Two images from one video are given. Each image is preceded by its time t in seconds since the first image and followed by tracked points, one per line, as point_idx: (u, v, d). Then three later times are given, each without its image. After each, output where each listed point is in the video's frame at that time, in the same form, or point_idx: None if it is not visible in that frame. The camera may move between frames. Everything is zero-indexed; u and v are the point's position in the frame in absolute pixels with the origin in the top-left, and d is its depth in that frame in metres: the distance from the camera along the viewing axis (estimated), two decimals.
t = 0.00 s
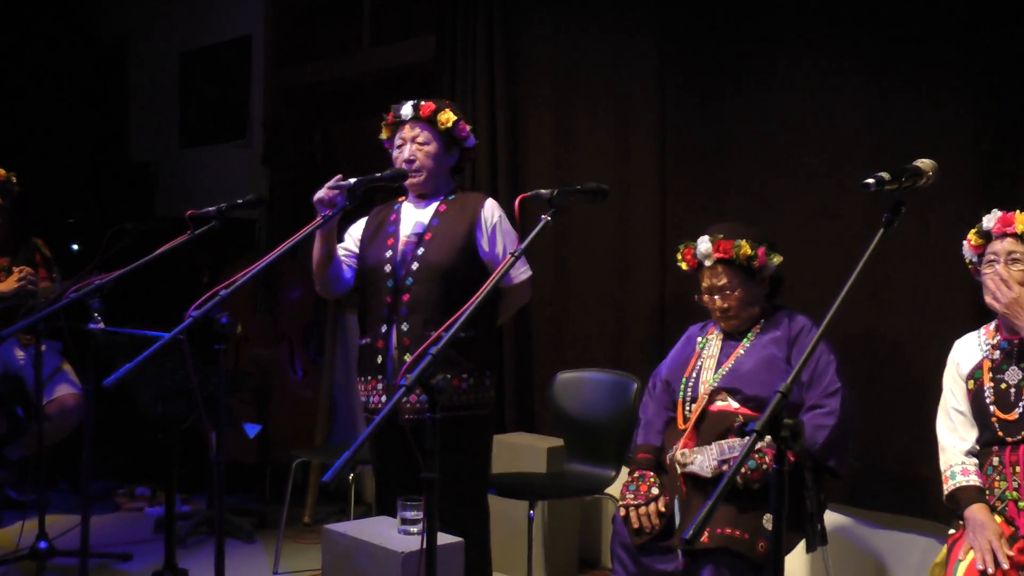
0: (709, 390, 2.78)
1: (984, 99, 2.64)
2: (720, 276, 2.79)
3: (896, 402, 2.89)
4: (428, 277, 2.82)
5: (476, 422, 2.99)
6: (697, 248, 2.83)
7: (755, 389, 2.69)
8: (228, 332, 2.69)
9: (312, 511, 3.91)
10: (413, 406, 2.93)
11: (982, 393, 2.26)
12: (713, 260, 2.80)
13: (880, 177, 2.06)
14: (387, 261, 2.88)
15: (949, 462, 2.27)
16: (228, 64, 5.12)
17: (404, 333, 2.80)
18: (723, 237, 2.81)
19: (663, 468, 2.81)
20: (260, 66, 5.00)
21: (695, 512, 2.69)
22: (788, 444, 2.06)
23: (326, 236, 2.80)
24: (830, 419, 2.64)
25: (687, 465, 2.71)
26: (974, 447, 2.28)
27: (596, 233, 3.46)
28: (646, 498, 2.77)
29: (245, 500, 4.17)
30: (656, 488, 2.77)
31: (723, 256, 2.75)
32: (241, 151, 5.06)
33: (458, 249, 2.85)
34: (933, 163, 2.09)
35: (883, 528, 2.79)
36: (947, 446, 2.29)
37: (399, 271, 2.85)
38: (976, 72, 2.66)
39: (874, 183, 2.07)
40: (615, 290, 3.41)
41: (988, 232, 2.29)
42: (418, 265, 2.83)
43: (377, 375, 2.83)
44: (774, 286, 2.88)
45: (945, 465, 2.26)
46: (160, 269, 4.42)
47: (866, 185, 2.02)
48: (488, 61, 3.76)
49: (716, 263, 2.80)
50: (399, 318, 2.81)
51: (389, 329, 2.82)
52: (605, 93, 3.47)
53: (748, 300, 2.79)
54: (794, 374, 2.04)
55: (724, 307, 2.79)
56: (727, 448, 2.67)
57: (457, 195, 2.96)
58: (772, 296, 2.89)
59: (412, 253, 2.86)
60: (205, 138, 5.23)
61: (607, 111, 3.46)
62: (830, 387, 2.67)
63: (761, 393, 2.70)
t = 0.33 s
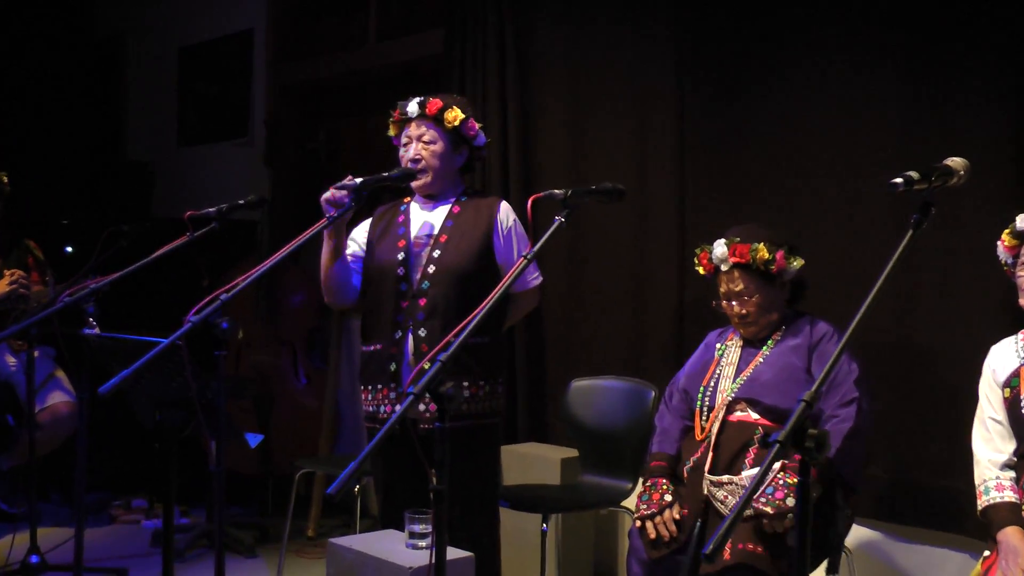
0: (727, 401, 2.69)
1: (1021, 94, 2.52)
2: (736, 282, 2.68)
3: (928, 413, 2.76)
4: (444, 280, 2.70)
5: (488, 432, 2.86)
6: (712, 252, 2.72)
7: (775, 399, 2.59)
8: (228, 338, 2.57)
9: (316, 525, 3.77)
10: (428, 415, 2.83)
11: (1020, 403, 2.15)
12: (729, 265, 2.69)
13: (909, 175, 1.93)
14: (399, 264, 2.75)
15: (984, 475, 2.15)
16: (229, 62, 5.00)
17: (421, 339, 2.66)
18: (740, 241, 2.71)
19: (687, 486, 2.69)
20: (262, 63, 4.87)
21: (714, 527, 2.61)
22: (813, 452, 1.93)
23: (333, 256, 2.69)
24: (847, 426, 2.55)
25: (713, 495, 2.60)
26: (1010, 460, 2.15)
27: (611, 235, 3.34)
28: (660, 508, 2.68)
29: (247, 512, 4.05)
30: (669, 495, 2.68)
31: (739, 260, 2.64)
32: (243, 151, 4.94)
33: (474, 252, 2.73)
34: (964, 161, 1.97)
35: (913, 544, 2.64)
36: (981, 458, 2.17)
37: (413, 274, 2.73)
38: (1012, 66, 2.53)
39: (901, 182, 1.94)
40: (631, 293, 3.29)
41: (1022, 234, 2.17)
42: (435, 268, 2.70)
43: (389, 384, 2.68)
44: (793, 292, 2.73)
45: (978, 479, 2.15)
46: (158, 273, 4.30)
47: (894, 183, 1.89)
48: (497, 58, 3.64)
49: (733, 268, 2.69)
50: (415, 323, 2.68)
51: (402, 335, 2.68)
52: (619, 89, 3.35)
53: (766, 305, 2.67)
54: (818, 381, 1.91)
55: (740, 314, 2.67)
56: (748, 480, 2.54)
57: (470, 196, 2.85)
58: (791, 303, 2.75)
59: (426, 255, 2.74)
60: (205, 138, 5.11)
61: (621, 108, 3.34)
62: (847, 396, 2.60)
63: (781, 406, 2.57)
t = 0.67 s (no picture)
0: (753, 411, 2.58)
1: None
2: (765, 282, 2.59)
3: (968, 427, 2.63)
4: (447, 286, 2.55)
5: (501, 445, 2.74)
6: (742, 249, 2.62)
7: (804, 411, 2.48)
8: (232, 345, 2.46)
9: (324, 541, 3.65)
10: (433, 427, 2.68)
11: None
12: (759, 264, 2.59)
13: (944, 176, 1.87)
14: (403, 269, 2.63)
15: None
16: (236, 60, 4.89)
17: (422, 349, 2.53)
18: (772, 240, 2.60)
19: (711, 505, 2.59)
20: (268, 62, 4.75)
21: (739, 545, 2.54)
22: (843, 469, 1.85)
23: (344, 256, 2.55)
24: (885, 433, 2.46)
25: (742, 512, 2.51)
26: None
27: (631, 240, 3.22)
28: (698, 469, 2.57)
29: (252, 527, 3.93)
30: (704, 456, 2.59)
31: (769, 259, 2.55)
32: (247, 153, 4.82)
33: (479, 257, 2.57)
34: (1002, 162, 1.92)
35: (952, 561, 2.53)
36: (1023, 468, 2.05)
37: (415, 281, 2.59)
38: None
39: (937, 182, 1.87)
40: (653, 300, 3.17)
41: None
42: (436, 275, 2.56)
43: (393, 395, 2.56)
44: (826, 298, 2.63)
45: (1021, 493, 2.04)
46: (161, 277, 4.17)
47: (928, 184, 1.84)
48: (513, 55, 3.52)
49: (763, 267, 2.60)
50: (416, 332, 2.55)
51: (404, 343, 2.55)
52: (641, 87, 3.23)
53: (797, 309, 2.57)
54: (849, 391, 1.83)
55: (767, 315, 2.58)
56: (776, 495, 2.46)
57: (478, 198, 2.68)
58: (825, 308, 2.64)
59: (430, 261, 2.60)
60: (210, 139, 4.99)
61: (643, 106, 3.22)
62: (891, 402, 2.49)
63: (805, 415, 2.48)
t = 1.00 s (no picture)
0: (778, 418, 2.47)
1: None
2: (796, 266, 2.54)
3: (1005, 437, 2.50)
4: (454, 291, 2.43)
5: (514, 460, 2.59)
6: (784, 227, 2.60)
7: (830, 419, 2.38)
8: (232, 353, 2.33)
9: (327, 554, 3.52)
10: (436, 437, 2.58)
11: None
12: (795, 245, 2.55)
13: (976, 175, 1.74)
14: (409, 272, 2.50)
15: None
16: (239, 57, 4.78)
17: (426, 356, 2.41)
18: (814, 223, 2.56)
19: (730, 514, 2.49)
20: (270, 58, 4.63)
21: (761, 557, 2.41)
22: (870, 481, 1.73)
23: (347, 253, 2.43)
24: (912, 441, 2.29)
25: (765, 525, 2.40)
26: None
27: (647, 241, 3.10)
28: (731, 464, 2.44)
29: (252, 540, 3.79)
30: (736, 453, 2.46)
31: (806, 238, 2.51)
32: (249, 152, 4.70)
33: (486, 261, 2.45)
34: None
35: None
36: None
37: (421, 284, 2.47)
38: None
39: (969, 180, 1.73)
40: (671, 303, 3.04)
41: None
42: (442, 278, 2.44)
43: (395, 402, 2.44)
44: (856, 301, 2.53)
45: None
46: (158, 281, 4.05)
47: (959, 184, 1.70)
48: (524, 49, 3.41)
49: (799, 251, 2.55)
50: (420, 338, 2.42)
51: (408, 348, 2.42)
52: (658, 81, 3.11)
53: (820, 301, 2.50)
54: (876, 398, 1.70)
55: (789, 300, 2.52)
56: (800, 509, 2.35)
57: (489, 198, 2.56)
58: (856, 315, 2.56)
59: (438, 263, 2.48)
60: (211, 138, 4.86)
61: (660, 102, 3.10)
62: (921, 409, 2.33)
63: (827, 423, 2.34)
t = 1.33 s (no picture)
0: (804, 429, 2.35)
1: None
2: (829, 267, 2.43)
3: None
4: (473, 295, 2.32)
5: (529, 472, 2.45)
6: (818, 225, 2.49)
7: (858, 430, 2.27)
8: (232, 360, 2.23)
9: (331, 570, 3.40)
10: (454, 448, 2.43)
11: None
12: (828, 244, 2.45)
13: (1012, 175, 1.67)
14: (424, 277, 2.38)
15: None
16: (239, 53, 4.65)
17: (444, 363, 2.29)
18: (848, 222, 2.46)
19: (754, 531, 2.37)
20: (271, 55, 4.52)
21: None
22: (899, 496, 1.66)
23: (354, 249, 2.31)
24: (961, 449, 2.15)
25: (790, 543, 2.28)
26: None
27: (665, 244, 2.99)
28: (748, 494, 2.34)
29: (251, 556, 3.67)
30: (752, 482, 2.36)
31: (841, 237, 2.41)
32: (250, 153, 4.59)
33: (506, 266, 2.34)
34: None
35: None
36: None
37: (438, 289, 2.35)
38: None
39: (1005, 181, 1.67)
40: (693, 308, 2.92)
41: None
42: (461, 283, 2.33)
43: (409, 413, 2.30)
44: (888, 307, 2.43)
45: None
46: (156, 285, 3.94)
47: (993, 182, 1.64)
48: (536, 42, 3.28)
49: (832, 251, 2.45)
50: (438, 345, 2.30)
51: (425, 357, 2.30)
52: (678, 76, 3.00)
53: (852, 304, 2.39)
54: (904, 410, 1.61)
55: (820, 301, 2.40)
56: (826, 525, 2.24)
57: (504, 199, 2.46)
58: (889, 321, 2.46)
59: (453, 267, 2.36)
60: (210, 138, 4.74)
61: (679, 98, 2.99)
62: (964, 418, 2.20)
63: (863, 433, 2.27)
